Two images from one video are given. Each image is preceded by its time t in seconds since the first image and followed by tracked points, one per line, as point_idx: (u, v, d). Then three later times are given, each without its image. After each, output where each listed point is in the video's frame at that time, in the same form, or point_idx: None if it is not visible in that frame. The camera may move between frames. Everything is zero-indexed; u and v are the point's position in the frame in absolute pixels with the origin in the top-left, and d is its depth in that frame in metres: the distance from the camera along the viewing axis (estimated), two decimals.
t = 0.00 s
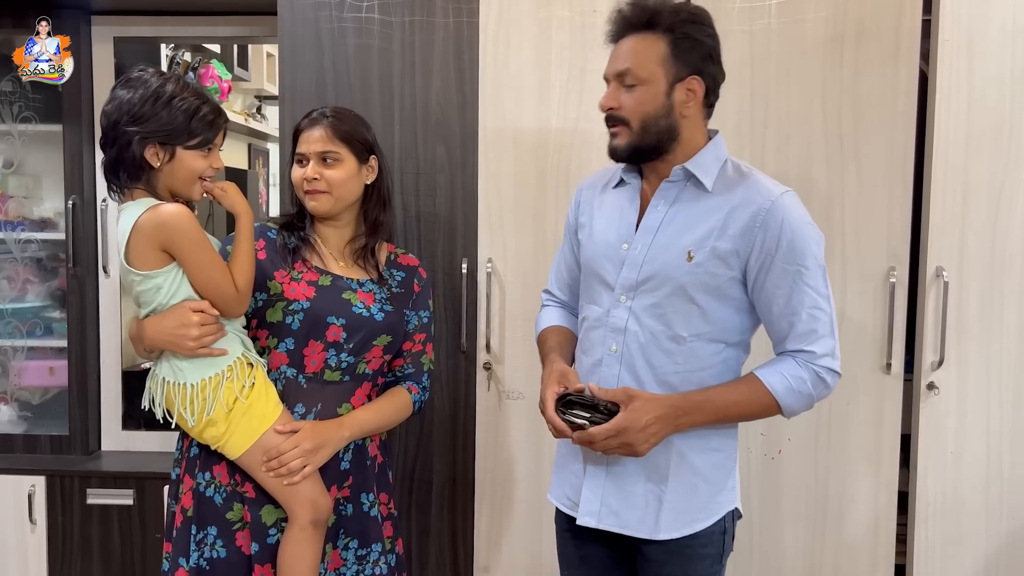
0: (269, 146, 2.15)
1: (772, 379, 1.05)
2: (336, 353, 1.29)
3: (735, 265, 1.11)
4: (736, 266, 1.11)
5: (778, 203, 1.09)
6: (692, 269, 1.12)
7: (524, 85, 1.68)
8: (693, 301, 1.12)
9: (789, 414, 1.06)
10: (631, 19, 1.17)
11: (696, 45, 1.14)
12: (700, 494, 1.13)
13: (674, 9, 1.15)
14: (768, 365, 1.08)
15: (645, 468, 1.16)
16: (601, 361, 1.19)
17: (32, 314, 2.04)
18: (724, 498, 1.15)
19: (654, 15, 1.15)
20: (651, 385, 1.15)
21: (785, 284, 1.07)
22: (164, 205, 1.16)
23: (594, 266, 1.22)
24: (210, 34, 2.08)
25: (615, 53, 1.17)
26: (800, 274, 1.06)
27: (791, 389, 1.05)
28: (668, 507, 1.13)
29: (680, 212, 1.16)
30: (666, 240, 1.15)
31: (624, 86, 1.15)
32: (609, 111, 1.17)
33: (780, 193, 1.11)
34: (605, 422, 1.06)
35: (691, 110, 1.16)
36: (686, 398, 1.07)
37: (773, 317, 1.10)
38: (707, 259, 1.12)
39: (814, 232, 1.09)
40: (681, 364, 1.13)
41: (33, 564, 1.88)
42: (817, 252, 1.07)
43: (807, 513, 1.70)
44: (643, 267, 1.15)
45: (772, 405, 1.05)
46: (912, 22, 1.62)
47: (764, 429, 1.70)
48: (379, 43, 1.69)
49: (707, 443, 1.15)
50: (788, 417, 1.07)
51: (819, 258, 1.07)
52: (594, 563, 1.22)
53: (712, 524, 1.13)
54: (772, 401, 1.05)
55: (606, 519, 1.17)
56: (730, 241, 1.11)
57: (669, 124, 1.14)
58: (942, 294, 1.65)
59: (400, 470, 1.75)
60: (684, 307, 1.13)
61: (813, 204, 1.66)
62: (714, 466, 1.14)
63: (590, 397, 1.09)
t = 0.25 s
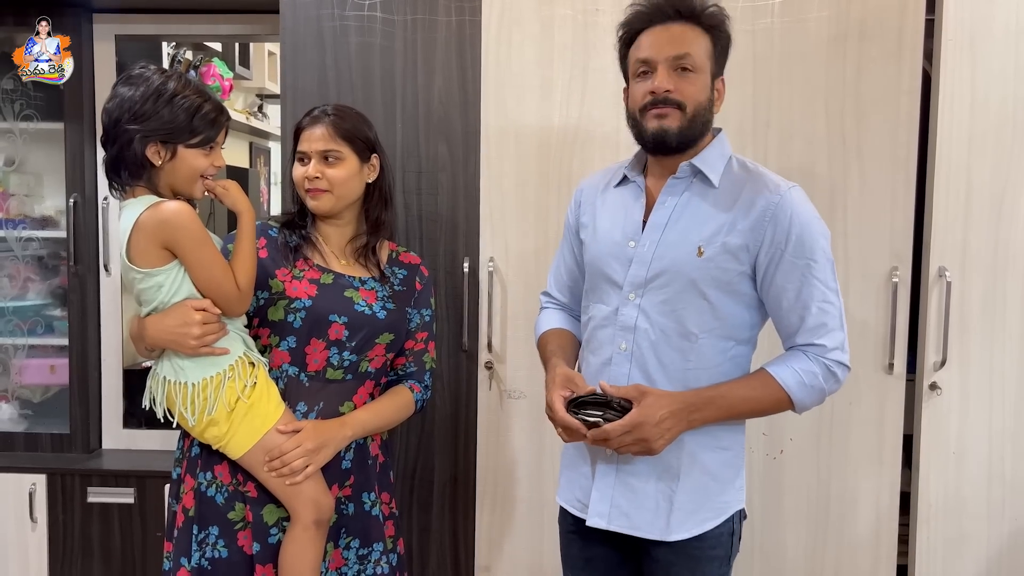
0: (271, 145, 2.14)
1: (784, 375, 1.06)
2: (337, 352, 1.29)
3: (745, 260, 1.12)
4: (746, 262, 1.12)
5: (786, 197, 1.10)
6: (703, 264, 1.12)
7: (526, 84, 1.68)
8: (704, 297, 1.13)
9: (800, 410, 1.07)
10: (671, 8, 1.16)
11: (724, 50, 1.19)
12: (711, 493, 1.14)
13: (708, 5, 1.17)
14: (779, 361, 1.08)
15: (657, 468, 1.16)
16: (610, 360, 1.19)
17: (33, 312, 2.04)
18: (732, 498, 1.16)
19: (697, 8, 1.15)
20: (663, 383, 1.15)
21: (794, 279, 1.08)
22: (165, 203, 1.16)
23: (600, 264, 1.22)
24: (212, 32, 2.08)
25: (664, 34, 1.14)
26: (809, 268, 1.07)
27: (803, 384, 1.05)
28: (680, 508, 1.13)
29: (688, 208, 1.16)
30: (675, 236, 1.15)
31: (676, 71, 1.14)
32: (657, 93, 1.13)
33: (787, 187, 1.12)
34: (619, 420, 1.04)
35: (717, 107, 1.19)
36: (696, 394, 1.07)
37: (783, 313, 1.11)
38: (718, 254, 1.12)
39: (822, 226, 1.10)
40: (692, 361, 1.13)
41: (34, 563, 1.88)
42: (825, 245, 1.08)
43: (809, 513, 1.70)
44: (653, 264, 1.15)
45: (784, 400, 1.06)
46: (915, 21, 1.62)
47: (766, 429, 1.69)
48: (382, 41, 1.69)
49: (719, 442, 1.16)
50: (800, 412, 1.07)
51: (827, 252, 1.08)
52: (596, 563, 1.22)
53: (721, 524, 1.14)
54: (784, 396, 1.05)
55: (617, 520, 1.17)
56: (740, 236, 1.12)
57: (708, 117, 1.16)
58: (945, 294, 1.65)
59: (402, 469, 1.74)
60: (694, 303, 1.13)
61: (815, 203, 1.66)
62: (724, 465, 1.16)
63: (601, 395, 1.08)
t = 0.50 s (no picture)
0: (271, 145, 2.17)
1: (792, 375, 1.06)
2: (338, 353, 1.29)
3: (751, 261, 1.12)
4: (752, 262, 1.12)
5: (791, 197, 1.11)
6: (710, 265, 1.13)
7: (528, 85, 1.68)
8: (712, 298, 1.13)
9: (806, 410, 1.07)
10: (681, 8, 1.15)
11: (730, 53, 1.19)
12: (719, 495, 1.15)
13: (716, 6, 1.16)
14: (785, 361, 1.08)
15: (665, 471, 1.16)
16: (617, 363, 1.18)
17: (33, 312, 2.04)
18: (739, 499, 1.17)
19: (706, 10, 1.15)
20: (670, 385, 1.15)
21: (800, 279, 1.08)
22: (167, 203, 1.16)
23: (604, 266, 1.21)
24: (213, 31, 2.07)
25: (673, 35, 1.13)
26: (815, 268, 1.07)
27: (809, 383, 1.05)
28: (689, 510, 1.14)
29: (694, 208, 1.16)
30: (682, 238, 1.15)
31: (685, 73, 1.13)
32: (665, 95, 1.13)
33: (791, 188, 1.12)
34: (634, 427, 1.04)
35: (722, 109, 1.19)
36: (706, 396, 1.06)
37: (788, 313, 1.11)
38: (725, 255, 1.12)
39: (826, 227, 1.11)
40: (699, 362, 1.13)
41: (34, 562, 1.88)
42: (829, 246, 1.09)
43: (810, 515, 1.70)
44: (659, 265, 1.15)
45: (791, 400, 1.06)
46: (917, 23, 1.61)
47: (767, 431, 1.69)
48: (383, 42, 1.69)
49: (726, 443, 1.16)
50: (805, 411, 1.07)
51: (831, 252, 1.09)
52: (597, 564, 1.22)
53: (728, 526, 1.15)
54: (791, 395, 1.06)
55: (626, 524, 1.17)
56: (746, 237, 1.12)
57: (715, 119, 1.16)
58: (946, 296, 1.65)
59: (403, 470, 1.74)
60: (701, 304, 1.13)
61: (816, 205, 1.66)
62: (730, 466, 1.16)
63: (613, 404, 1.07)
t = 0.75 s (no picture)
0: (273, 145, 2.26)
1: (804, 376, 1.05)
2: (339, 353, 1.28)
3: (756, 262, 1.12)
4: (757, 263, 1.12)
5: (794, 198, 1.11)
6: (714, 266, 1.13)
7: (529, 86, 1.68)
8: (715, 299, 1.13)
9: (820, 409, 1.07)
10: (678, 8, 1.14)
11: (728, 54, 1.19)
12: (723, 496, 1.15)
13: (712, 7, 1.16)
14: (795, 362, 1.08)
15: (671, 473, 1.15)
16: (621, 365, 1.18)
17: (34, 313, 2.04)
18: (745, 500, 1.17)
19: (703, 10, 1.14)
20: (674, 387, 1.14)
21: (806, 279, 1.08)
22: (163, 203, 1.16)
23: (607, 269, 1.21)
24: (213, 32, 2.06)
25: (669, 38, 1.13)
26: (821, 267, 1.07)
27: (823, 383, 1.05)
28: (693, 512, 1.14)
29: (697, 210, 1.16)
30: (685, 239, 1.15)
31: (682, 75, 1.13)
32: (662, 99, 1.12)
33: (794, 189, 1.12)
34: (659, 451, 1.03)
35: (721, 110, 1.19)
36: (725, 406, 1.06)
37: (794, 312, 1.11)
38: (729, 256, 1.12)
39: (829, 226, 1.11)
40: (704, 364, 1.13)
41: (34, 562, 1.88)
42: (833, 245, 1.09)
43: (810, 517, 1.70)
44: (663, 267, 1.15)
45: (805, 400, 1.05)
46: (919, 24, 1.61)
47: (768, 433, 1.69)
48: (384, 43, 1.69)
49: (731, 444, 1.16)
50: (819, 411, 1.07)
51: (835, 251, 1.09)
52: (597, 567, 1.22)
53: (732, 527, 1.15)
54: (805, 396, 1.05)
55: (631, 527, 1.17)
56: (751, 238, 1.12)
57: (713, 121, 1.15)
58: (947, 299, 1.65)
59: (403, 471, 1.74)
60: (706, 305, 1.13)
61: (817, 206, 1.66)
62: (734, 468, 1.16)
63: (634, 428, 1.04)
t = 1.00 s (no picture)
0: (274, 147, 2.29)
1: (804, 381, 1.05)
2: (341, 355, 1.29)
3: (760, 267, 1.12)
4: (761, 268, 1.12)
5: (799, 203, 1.11)
6: (719, 271, 1.13)
7: (531, 89, 1.68)
8: (719, 304, 1.13)
9: (819, 414, 1.07)
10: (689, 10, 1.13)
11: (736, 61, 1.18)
12: (726, 500, 1.15)
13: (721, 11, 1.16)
14: (795, 366, 1.08)
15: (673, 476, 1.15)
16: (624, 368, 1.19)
17: (36, 314, 2.04)
18: (747, 503, 1.17)
19: (711, 15, 1.14)
20: (678, 391, 1.14)
21: (809, 285, 1.09)
22: (167, 204, 1.16)
23: (610, 272, 1.21)
24: (215, 34, 2.06)
25: (676, 42, 1.13)
26: (824, 273, 1.08)
27: (823, 389, 1.05)
28: (697, 515, 1.14)
29: (701, 215, 1.17)
30: (690, 244, 1.15)
31: (687, 81, 1.13)
32: (667, 105, 1.12)
33: (799, 194, 1.12)
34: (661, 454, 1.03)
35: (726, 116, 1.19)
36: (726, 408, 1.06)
37: (796, 317, 1.11)
38: (734, 261, 1.13)
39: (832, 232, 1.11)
40: (708, 368, 1.13)
41: (36, 564, 1.88)
42: (836, 251, 1.10)
43: (812, 520, 1.70)
44: (667, 271, 1.15)
45: (804, 405, 1.05)
46: (921, 27, 1.61)
47: (770, 436, 1.69)
48: (386, 45, 1.69)
49: (733, 448, 1.16)
50: (818, 415, 1.07)
51: (839, 257, 1.09)
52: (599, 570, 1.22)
53: (735, 531, 1.15)
54: (805, 401, 1.05)
55: (635, 530, 1.16)
56: (755, 243, 1.12)
57: (717, 127, 1.15)
58: (950, 301, 1.65)
59: (405, 474, 1.74)
60: (710, 310, 1.13)
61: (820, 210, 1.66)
62: (735, 471, 1.16)
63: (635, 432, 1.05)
